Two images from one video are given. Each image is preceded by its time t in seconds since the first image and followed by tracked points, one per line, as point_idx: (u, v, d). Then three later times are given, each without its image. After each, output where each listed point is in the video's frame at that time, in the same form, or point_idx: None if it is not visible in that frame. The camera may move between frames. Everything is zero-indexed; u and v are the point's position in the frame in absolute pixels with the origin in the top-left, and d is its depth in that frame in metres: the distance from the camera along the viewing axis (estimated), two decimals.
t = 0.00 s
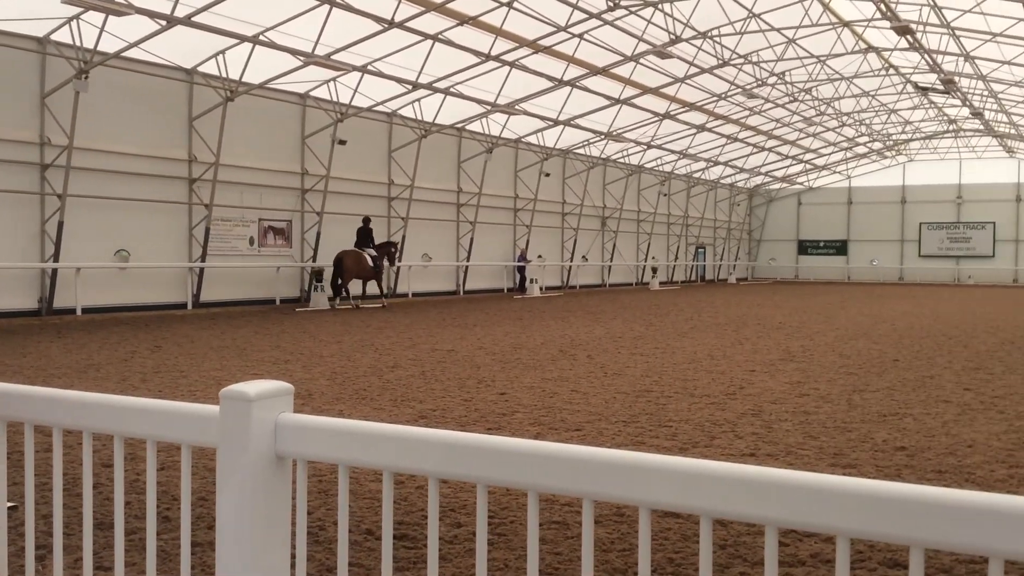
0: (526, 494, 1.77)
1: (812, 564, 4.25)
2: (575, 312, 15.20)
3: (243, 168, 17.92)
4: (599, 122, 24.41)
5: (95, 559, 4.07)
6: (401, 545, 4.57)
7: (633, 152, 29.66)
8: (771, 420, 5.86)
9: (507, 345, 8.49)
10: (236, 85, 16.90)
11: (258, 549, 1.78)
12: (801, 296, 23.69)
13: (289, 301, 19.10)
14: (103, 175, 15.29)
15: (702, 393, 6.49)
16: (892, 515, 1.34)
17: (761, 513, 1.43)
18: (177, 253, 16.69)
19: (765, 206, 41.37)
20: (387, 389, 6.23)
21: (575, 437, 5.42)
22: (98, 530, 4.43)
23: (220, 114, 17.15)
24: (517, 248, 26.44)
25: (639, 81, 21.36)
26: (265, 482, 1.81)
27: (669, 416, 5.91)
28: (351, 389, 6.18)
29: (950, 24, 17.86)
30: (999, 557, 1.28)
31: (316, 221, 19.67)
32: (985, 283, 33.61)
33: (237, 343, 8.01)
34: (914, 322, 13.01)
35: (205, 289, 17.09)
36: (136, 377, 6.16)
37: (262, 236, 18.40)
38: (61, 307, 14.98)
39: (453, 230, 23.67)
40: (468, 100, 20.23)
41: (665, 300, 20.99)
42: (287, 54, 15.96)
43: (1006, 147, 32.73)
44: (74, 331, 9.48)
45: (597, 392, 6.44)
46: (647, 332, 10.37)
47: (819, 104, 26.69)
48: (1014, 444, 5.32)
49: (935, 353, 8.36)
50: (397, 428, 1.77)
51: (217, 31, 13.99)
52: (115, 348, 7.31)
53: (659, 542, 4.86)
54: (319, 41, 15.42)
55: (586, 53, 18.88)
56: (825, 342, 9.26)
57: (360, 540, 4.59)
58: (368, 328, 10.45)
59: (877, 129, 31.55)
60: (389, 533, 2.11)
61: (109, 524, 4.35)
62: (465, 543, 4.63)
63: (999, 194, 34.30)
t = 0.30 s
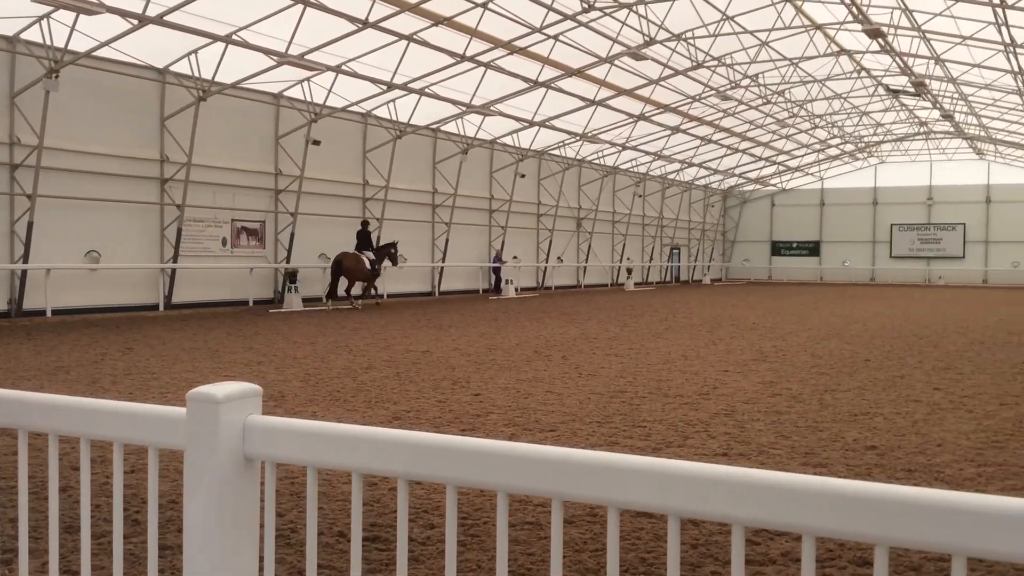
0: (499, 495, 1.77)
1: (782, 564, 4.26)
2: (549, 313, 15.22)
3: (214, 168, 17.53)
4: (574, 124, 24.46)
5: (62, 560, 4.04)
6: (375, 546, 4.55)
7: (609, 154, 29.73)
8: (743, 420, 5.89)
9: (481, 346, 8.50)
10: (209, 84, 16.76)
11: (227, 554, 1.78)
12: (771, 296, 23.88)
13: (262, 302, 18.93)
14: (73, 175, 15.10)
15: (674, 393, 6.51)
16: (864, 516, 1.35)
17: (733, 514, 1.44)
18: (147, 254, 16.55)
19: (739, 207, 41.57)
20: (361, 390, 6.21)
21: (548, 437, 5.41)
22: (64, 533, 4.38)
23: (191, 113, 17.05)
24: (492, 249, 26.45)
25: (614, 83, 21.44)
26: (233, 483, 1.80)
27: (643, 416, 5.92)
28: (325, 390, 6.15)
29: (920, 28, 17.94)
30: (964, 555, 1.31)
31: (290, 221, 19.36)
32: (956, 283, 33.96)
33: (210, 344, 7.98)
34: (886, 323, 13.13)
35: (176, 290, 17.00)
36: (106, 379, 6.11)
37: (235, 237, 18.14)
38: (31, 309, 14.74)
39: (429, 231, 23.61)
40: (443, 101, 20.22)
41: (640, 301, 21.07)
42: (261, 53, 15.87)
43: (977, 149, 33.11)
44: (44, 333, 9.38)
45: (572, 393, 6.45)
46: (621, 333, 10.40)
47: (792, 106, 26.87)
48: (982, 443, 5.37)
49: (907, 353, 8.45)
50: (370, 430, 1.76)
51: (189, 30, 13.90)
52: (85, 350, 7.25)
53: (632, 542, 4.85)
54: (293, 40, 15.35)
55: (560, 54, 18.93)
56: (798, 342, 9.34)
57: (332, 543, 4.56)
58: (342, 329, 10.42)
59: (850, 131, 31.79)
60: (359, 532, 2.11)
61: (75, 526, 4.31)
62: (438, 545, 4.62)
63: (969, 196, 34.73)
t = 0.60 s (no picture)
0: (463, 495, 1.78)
1: (747, 561, 4.27)
2: (519, 313, 15.24)
3: (179, 166, 17.57)
4: (543, 124, 24.51)
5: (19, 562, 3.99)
6: (340, 547, 4.51)
7: (578, 154, 29.78)
8: (711, 418, 5.92)
9: (451, 346, 8.50)
10: (175, 81, 16.59)
11: (188, 556, 1.77)
12: (739, 296, 24.02)
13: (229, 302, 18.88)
14: (34, 173, 14.89)
15: (643, 393, 6.53)
16: (827, 515, 1.37)
17: (697, 512, 1.46)
18: (112, 254, 16.36)
19: (706, 208, 41.63)
20: (329, 390, 6.19)
21: (516, 437, 5.41)
22: (21, 536, 4.34)
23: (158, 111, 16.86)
24: (461, 249, 26.41)
25: (583, 83, 21.49)
26: (193, 484, 1.79)
27: (611, 416, 5.94)
28: (292, 391, 6.13)
29: (884, 31, 18.00)
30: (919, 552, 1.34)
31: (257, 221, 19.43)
32: (919, 283, 34.43)
33: (176, 345, 7.93)
34: (850, 322, 13.26)
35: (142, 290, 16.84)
36: (70, 380, 6.06)
37: (201, 236, 18.11)
38: None
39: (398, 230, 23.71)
40: (412, 100, 20.19)
41: (611, 300, 21.12)
42: (227, 51, 15.76)
43: (941, 150, 33.54)
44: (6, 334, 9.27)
45: (541, 392, 6.46)
46: (590, 333, 10.43)
47: (759, 107, 27.06)
48: (943, 441, 5.44)
49: (871, 352, 8.54)
50: (337, 430, 1.76)
51: (154, 28, 13.77)
52: (50, 350, 7.19)
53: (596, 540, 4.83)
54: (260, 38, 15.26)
55: (530, 55, 18.95)
56: (764, 341, 9.40)
57: (298, 545, 4.50)
58: (311, 329, 10.38)
59: (816, 133, 32.07)
60: (321, 533, 2.12)
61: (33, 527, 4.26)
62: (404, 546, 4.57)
63: (932, 197, 35.21)
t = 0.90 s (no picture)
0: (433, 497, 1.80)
1: (715, 560, 4.26)
2: (489, 313, 15.23)
3: (146, 166, 17.39)
4: (514, 124, 24.55)
5: None
6: (309, 550, 4.42)
7: (548, 154, 29.86)
8: (680, 417, 5.96)
9: (421, 347, 8.49)
10: (141, 81, 16.40)
11: (154, 558, 1.77)
12: (709, 296, 24.18)
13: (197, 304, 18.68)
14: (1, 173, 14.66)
15: (613, 393, 6.55)
16: (794, 513, 1.41)
17: (666, 510, 1.50)
18: (78, 254, 16.15)
19: (676, 208, 41.86)
20: (298, 392, 6.15)
21: (486, 438, 5.40)
22: None
23: (124, 110, 16.65)
24: (433, 249, 26.40)
25: (553, 84, 21.55)
26: (157, 488, 1.79)
27: (581, 416, 5.94)
28: (261, 392, 6.09)
29: (851, 32, 18.02)
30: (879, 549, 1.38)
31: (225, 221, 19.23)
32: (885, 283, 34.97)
33: (143, 347, 7.86)
34: (818, 321, 13.39)
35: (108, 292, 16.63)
36: (32, 383, 5.99)
37: (168, 237, 17.97)
38: None
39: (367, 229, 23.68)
40: (382, 100, 20.12)
41: (584, 301, 21.18)
42: (194, 50, 15.61)
43: (906, 152, 33.99)
44: None
45: (511, 393, 6.46)
46: (561, 333, 10.46)
47: (728, 108, 27.24)
48: (908, 439, 5.49)
49: (838, 351, 8.63)
50: (308, 433, 1.77)
51: (121, 26, 13.60)
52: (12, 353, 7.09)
53: (566, 539, 4.78)
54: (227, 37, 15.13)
55: (500, 55, 18.96)
56: (733, 341, 9.47)
57: (266, 548, 4.40)
58: (280, 331, 10.32)
59: (783, 134, 32.37)
60: (288, 534, 2.13)
61: None
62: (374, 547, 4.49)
63: (899, 198, 35.73)
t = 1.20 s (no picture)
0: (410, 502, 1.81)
1: (693, 561, 4.25)
2: (469, 316, 15.23)
3: (122, 170, 17.25)
4: (492, 127, 24.59)
5: None
6: (286, 554, 4.35)
7: (527, 157, 29.90)
8: (658, 419, 5.98)
9: (400, 350, 8.48)
10: (117, 84, 16.26)
11: (129, 561, 1.76)
12: (686, 298, 24.29)
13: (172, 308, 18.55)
14: None
15: (592, 395, 6.57)
16: (770, 515, 1.43)
17: (644, 512, 1.52)
18: (53, 258, 15.98)
19: (654, 211, 42.04)
20: (276, 397, 6.12)
21: (465, 441, 5.39)
22: None
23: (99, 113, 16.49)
24: (411, 253, 26.44)
25: (532, 87, 21.59)
26: (130, 494, 1.78)
27: (561, 419, 5.94)
28: (239, 397, 6.05)
29: (826, 37, 18.12)
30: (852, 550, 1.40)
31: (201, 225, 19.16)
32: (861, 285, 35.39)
33: (118, 351, 7.79)
34: (794, 322, 13.50)
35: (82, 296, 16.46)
36: (5, 389, 5.92)
37: (144, 241, 17.82)
38: None
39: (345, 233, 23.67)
40: (360, 103, 20.06)
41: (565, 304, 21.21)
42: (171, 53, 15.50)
43: (881, 155, 34.34)
44: None
45: (490, 396, 6.46)
46: (539, 336, 10.48)
47: (705, 112, 27.41)
48: (884, 440, 5.53)
49: (816, 352, 8.70)
50: (285, 438, 1.78)
51: (96, 28, 13.49)
52: None
53: (545, 541, 4.74)
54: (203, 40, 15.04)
55: (479, 58, 18.98)
56: (710, 342, 9.52)
57: (243, 554, 4.33)
58: (257, 335, 10.26)
59: (760, 137, 32.61)
60: (263, 537, 2.14)
61: None
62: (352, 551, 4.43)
63: (874, 201, 36.10)
